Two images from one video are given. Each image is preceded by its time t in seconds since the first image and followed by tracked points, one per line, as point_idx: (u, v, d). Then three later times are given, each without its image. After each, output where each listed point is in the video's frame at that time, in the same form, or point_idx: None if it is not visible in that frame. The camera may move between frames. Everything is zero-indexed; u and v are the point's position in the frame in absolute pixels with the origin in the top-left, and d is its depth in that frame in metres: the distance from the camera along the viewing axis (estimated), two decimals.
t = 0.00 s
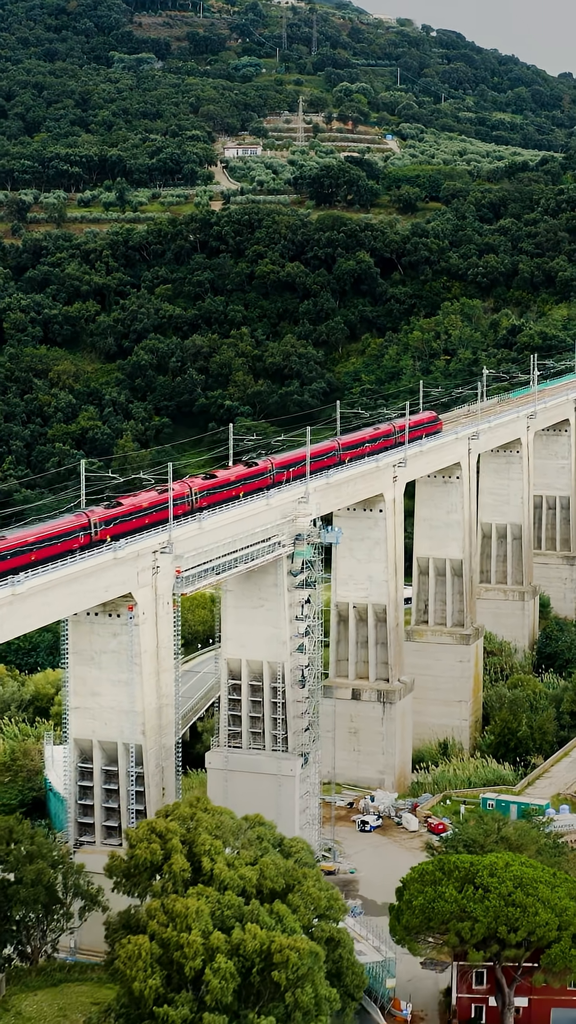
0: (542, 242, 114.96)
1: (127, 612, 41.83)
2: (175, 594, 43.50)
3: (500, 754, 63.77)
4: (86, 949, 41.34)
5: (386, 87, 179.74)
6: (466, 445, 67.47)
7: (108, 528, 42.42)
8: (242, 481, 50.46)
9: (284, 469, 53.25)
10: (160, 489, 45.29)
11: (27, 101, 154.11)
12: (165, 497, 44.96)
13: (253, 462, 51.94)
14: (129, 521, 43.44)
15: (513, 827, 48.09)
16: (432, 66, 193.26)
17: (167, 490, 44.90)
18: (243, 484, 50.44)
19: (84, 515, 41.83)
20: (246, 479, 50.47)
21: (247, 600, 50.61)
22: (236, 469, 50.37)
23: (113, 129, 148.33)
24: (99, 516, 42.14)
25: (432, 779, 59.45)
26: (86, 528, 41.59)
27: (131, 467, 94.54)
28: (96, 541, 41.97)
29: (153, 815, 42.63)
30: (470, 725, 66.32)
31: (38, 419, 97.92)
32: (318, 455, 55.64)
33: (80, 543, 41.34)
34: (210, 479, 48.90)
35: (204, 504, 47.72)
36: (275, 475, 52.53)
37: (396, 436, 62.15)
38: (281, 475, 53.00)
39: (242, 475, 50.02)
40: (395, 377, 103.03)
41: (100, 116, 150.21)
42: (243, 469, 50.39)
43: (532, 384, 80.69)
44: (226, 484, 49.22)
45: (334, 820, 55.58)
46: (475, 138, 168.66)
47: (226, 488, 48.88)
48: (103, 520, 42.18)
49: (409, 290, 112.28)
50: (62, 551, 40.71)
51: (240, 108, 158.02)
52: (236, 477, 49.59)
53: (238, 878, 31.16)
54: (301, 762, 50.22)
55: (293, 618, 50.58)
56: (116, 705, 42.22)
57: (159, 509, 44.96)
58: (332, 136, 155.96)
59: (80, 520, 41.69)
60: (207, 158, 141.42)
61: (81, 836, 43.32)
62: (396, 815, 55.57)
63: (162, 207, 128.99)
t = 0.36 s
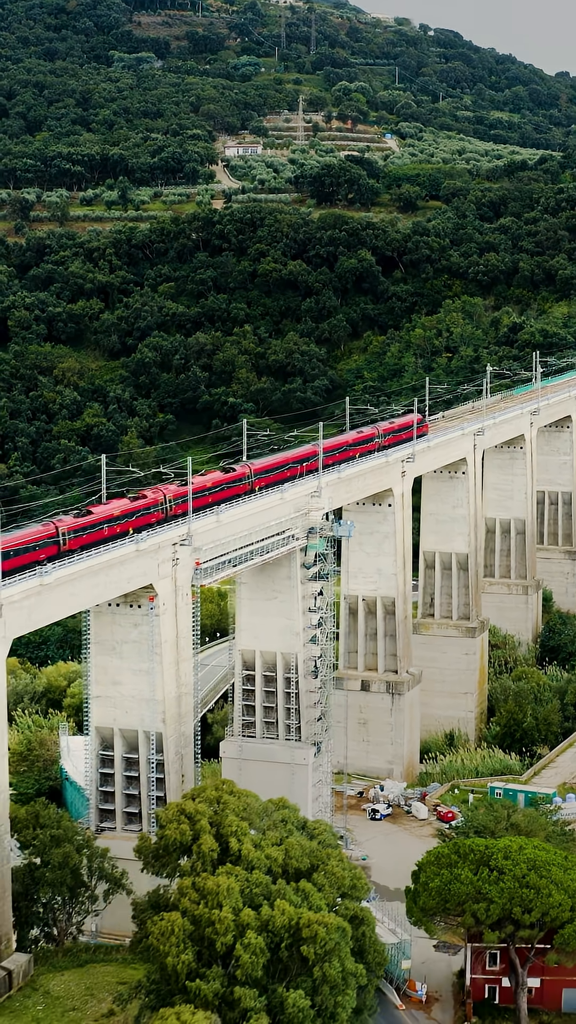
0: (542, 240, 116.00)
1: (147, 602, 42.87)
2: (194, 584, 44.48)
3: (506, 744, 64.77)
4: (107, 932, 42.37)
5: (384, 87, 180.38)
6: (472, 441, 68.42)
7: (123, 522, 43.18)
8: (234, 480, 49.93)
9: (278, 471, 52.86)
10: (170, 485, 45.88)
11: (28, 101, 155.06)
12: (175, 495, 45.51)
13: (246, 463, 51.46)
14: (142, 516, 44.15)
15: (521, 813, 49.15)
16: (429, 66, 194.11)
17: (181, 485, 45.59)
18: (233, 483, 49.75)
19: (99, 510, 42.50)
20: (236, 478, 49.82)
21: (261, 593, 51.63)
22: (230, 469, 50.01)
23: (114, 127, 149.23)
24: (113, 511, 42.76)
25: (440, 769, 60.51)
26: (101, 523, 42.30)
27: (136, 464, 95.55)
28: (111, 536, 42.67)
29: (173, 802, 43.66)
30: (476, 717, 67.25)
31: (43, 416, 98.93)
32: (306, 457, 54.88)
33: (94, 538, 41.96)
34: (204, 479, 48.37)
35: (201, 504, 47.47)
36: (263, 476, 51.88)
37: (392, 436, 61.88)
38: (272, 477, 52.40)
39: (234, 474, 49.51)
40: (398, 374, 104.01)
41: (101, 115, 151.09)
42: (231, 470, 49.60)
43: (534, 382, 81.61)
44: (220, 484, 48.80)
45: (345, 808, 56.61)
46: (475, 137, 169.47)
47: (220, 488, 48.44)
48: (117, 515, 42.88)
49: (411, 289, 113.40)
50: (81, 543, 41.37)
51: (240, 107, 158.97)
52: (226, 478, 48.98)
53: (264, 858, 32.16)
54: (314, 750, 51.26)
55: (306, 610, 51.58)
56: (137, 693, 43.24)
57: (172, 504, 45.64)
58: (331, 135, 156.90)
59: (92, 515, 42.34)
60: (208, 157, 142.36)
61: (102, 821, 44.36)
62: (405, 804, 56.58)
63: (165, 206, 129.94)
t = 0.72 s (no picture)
0: (543, 239, 117.05)
1: (170, 594, 43.92)
2: (215, 577, 45.55)
3: (514, 735, 65.76)
4: (133, 916, 43.31)
5: (383, 87, 181.15)
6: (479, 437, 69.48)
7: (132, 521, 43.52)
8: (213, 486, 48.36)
9: (261, 477, 51.29)
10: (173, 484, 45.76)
11: (30, 101, 156.09)
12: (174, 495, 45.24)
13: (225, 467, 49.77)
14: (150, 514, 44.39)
15: (532, 801, 50.21)
16: (429, 66, 195.08)
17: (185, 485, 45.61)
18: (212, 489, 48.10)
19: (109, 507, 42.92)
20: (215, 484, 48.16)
21: (276, 585, 52.64)
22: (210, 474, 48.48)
23: (116, 126, 150.20)
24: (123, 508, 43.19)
25: (450, 760, 61.56)
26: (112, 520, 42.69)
27: (142, 461, 96.53)
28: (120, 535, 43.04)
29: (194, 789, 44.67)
30: (484, 708, 68.26)
31: (50, 413, 99.96)
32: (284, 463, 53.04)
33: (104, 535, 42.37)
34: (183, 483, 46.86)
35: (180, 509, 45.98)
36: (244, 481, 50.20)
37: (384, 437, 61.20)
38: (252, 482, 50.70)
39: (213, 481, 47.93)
40: (401, 372, 105.00)
41: (103, 114, 152.03)
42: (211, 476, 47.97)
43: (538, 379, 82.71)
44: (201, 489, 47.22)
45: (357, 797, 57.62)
46: (475, 137, 170.45)
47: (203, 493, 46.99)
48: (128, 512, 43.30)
49: (413, 288, 114.45)
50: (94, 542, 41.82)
51: (241, 107, 159.98)
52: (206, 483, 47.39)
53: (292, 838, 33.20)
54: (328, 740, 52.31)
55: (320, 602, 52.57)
56: (159, 682, 44.27)
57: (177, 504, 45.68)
58: (332, 134, 157.90)
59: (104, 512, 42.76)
60: (210, 156, 143.33)
61: (125, 808, 45.43)
62: (416, 793, 57.57)
63: (168, 205, 130.90)
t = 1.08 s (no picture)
0: (546, 239, 118.01)
1: (191, 587, 44.85)
2: (234, 571, 46.47)
3: (521, 728, 66.54)
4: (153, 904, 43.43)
5: (384, 87, 182.11)
6: (486, 435, 70.38)
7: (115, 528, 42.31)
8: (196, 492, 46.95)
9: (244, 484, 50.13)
10: (156, 492, 44.52)
11: (33, 101, 157.04)
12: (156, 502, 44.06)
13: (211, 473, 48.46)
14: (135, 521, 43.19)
15: (544, 790, 51.13)
16: (429, 66, 196.15)
17: (170, 492, 44.51)
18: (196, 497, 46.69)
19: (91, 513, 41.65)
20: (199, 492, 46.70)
21: (291, 579, 53.56)
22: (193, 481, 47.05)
23: (119, 127, 151.22)
24: (105, 514, 41.99)
25: (460, 752, 62.43)
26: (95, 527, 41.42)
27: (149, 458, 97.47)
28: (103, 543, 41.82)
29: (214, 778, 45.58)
30: (491, 703, 69.04)
31: (56, 411, 100.99)
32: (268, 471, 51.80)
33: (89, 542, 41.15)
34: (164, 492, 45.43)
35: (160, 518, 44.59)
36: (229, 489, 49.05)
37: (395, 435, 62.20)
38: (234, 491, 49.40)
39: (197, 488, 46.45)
40: (405, 371, 105.92)
41: (106, 115, 152.95)
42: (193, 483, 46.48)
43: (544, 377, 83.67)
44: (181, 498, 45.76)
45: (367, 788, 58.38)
46: (475, 137, 171.50)
47: (185, 501, 45.61)
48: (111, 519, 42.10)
49: (417, 287, 115.40)
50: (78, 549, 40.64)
51: (243, 107, 161.03)
52: (188, 490, 45.99)
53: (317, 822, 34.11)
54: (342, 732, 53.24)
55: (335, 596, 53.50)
56: (180, 673, 45.15)
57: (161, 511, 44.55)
58: (334, 134, 158.94)
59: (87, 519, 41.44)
60: (213, 157, 144.30)
61: (146, 796, 46.43)
62: (428, 784, 58.39)
63: (172, 204, 131.86)
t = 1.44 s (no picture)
0: (549, 238, 119.25)
1: (218, 579, 46.08)
2: (259, 562, 47.75)
3: (532, 718, 67.63)
4: (180, 887, 44.63)
5: (385, 87, 183.41)
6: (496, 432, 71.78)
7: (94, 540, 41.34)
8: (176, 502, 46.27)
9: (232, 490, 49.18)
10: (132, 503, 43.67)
11: (37, 102, 158.15)
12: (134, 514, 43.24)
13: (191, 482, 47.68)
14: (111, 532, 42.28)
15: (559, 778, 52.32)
16: (429, 66, 197.48)
17: (149, 503, 43.80)
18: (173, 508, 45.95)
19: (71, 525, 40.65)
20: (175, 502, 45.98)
21: (311, 572, 54.78)
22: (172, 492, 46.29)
23: (124, 126, 152.43)
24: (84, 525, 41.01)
25: (472, 742, 63.68)
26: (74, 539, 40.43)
27: (159, 456, 98.61)
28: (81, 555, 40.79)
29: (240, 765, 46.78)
30: (502, 695, 70.10)
31: (66, 409, 102.16)
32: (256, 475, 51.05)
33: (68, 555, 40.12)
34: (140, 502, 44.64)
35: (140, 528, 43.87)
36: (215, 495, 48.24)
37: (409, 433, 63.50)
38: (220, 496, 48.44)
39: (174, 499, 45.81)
40: (411, 369, 107.07)
41: (110, 115, 154.08)
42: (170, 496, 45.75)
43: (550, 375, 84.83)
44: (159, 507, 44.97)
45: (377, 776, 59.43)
46: (476, 137, 172.87)
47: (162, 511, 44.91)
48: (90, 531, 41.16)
49: (422, 286, 116.56)
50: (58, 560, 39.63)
51: (246, 107, 162.32)
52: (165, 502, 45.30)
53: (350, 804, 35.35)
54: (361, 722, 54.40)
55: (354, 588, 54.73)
56: (207, 662, 46.37)
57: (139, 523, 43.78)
58: (337, 134, 160.23)
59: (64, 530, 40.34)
60: (218, 157, 145.52)
61: (173, 782, 47.66)
62: (442, 773, 59.48)
63: (178, 204, 133.03)
